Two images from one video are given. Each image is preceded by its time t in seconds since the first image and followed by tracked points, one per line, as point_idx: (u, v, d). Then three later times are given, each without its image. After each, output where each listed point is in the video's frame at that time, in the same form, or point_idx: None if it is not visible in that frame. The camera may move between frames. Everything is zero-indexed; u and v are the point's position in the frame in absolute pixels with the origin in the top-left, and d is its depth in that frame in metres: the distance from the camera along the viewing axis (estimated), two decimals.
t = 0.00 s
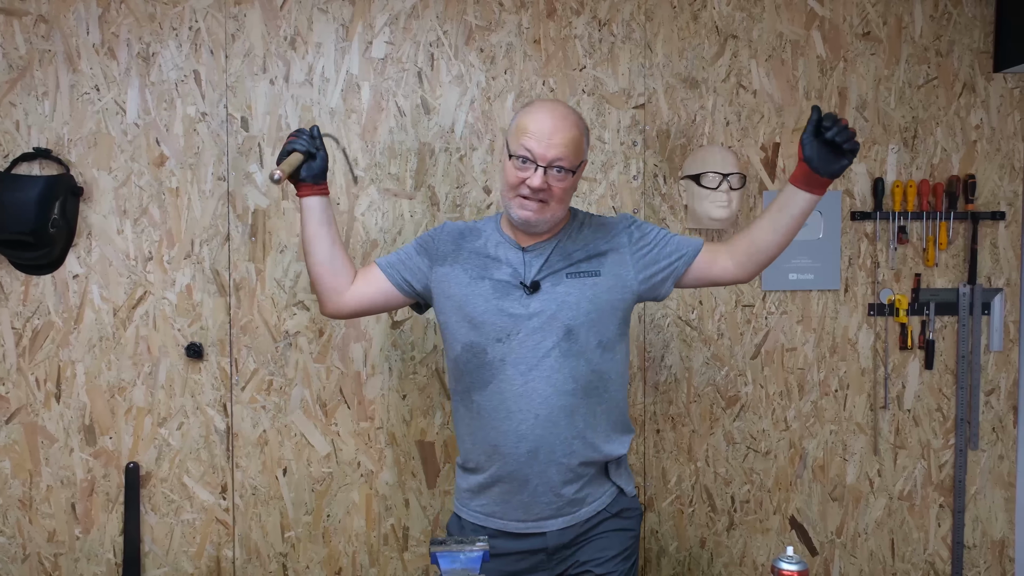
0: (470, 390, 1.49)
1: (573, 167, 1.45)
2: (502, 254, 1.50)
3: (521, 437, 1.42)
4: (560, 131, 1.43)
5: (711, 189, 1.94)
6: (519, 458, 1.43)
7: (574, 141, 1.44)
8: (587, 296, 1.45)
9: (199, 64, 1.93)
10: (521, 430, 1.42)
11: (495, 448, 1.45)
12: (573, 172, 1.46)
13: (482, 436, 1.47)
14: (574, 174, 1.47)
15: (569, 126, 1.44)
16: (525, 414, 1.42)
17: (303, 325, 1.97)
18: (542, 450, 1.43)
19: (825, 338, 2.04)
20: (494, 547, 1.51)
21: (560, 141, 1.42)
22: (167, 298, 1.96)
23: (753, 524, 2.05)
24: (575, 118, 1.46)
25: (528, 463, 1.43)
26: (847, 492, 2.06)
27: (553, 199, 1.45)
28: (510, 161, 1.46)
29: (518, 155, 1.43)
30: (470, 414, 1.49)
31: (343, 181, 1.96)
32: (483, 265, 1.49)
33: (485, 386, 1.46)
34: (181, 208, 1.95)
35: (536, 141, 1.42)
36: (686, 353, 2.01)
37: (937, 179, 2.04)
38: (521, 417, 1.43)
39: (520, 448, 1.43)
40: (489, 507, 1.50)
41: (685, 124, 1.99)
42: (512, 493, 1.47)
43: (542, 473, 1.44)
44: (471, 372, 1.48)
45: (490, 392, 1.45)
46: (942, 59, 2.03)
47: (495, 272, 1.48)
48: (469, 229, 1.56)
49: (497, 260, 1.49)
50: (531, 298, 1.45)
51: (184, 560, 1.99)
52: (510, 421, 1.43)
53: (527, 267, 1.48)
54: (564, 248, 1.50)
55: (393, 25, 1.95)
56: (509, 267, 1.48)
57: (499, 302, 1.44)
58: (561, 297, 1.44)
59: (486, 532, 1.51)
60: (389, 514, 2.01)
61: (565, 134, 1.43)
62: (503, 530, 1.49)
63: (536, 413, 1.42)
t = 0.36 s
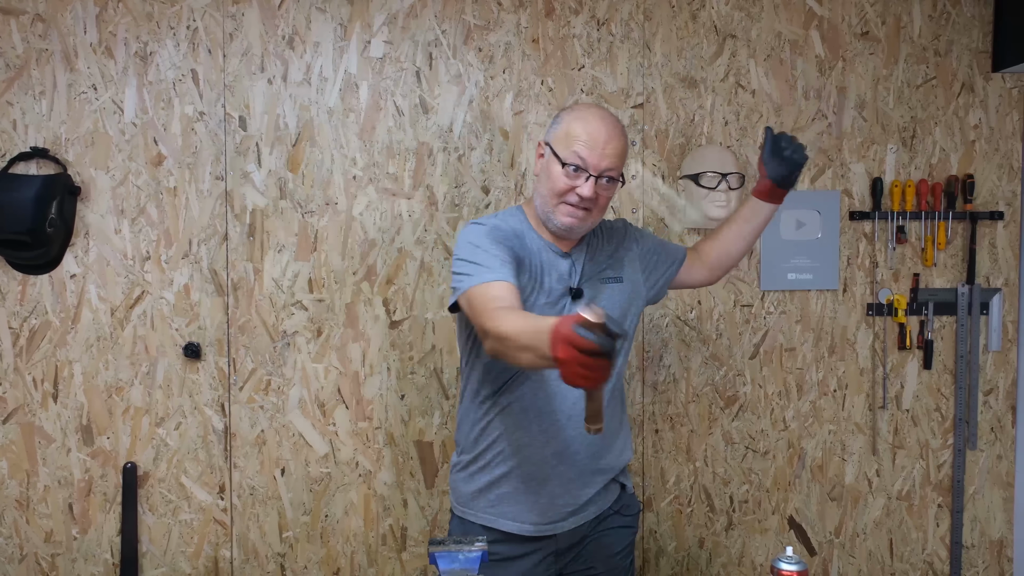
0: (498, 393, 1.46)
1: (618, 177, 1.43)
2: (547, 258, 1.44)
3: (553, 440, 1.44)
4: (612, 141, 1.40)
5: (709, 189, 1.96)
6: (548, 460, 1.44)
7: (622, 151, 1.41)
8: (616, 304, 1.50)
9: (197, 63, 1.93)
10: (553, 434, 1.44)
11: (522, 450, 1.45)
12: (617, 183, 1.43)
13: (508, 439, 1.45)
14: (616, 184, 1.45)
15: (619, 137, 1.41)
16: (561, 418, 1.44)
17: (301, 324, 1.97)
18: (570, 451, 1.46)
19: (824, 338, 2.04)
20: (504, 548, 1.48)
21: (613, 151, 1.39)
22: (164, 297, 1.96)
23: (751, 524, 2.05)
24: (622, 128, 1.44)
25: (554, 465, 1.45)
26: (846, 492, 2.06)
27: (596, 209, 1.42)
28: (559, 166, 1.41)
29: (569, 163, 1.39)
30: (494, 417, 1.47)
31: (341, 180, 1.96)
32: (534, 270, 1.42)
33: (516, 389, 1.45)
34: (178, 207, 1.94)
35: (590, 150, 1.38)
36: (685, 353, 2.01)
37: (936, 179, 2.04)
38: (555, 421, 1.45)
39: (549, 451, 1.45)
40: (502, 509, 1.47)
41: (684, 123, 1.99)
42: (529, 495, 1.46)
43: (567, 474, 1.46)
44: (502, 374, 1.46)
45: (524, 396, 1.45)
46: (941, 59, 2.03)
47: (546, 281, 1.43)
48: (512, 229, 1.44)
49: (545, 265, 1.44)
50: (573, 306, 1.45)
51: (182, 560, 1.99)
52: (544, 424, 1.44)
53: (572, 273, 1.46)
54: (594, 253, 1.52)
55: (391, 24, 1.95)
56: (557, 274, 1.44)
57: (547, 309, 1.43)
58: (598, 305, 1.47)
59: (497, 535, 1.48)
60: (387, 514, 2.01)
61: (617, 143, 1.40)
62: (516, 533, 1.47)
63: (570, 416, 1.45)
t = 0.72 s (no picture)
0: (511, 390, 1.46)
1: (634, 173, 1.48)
2: (563, 256, 1.47)
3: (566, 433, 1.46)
4: (629, 138, 1.44)
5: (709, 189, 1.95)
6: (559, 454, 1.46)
7: (637, 148, 1.47)
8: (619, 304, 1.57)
9: (195, 62, 1.92)
10: (566, 428, 1.46)
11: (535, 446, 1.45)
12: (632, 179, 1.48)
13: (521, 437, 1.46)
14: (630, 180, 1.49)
15: (635, 134, 1.46)
16: (575, 411, 1.46)
17: (300, 324, 1.97)
18: (581, 444, 1.48)
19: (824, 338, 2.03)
20: (511, 548, 1.49)
21: (630, 148, 1.44)
22: (163, 297, 1.95)
23: (751, 524, 2.05)
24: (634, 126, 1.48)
25: (564, 460, 1.47)
26: (845, 492, 2.06)
27: (613, 204, 1.46)
28: (581, 164, 1.43)
29: (592, 160, 1.42)
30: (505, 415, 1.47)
31: (340, 180, 1.95)
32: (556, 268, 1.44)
33: (528, 385, 1.46)
34: (177, 207, 1.94)
35: (610, 147, 1.42)
36: (684, 353, 2.01)
37: (936, 179, 2.04)
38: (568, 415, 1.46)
39: (562, 445, 1.46)
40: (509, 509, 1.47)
41: (684, 123, 1.98)
42: (538, 491, 1.47)
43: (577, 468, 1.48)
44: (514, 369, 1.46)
45: (538, 391, 1.45)
46: (941, 59, 2.03)
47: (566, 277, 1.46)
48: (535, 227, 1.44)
49: (563, 263, 1.46)
50: (587, 303, 1.49)
51: (181, 560, 1.98)
52: (558, 418, 1.45)
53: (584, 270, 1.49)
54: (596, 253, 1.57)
55: (390, 23, 1.94)
56: (573, 271, 1.47)
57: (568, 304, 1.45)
58: (608, 304, 1.52)
59: (506, 535, 1.48)
60: (386, 514, 2.01)
61: (632, 140, 1.45)
62: (526, 532, 1.47)
63: (582, 409, 1.47)
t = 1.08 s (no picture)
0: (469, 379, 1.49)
1: (573, 149, 1.50)
2: (508, 248, 1.50)
3: (526, 419, 1.45)
4: (557, 117, 1.48)
5: (710, 188, 1.91)
6: (522, 440, 1.45)
7: (570, 125, 1.50)
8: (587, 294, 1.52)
9: (195, 61, 1.92)
10: (525, 412, 1.45)
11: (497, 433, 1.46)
12: (573, 155, 1.50)
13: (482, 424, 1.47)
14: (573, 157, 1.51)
15: (563, 112, 1.49)
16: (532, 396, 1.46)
17: (300, 324, 1.96)
18: (546, 431, 1.46)
19: (825, 338, 2.03)
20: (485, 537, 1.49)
21: (560, 125, 1.47)
22: (163, 297, 1.95)
23: (752, 524, 2.04)
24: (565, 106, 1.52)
25: (527, 444, 1.46)
26: (846, 492, 2.06)
27: (557, 182, 1.48)
28: (515, 150, 1.47)
29: (523, 144, 1.46)
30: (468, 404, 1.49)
31: (340, 179, 1.95)
32: (492, 258, 1.48)
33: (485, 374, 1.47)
34: (177, 206, 1.94)
35: (538, 127, 1.46)
36: (685, 352, 2.00)
37: (937, 178, 2.03)
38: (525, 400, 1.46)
39: (522, 430, 1.45)
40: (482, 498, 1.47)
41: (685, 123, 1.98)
42: (506, 479, 1.46)
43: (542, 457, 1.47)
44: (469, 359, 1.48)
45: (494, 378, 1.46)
46: (942, 58, 2.02)
47: (508, 266, 1.48)
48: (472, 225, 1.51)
49: (507, 254, 1.50)
50: (541, 292, 1.48)
51: (180, 560, 1.98)
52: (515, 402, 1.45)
53: (535, 262, 1.51)
54: (562, 249, 1.56)
55: (391, 22, 1.94)
56: (519, 262, 1.49)
57: (512, 292, 1.46)
58: (567, 293, 1.50)
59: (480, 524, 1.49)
60: (386, 514, 2.00)
61: (563, 119, 1.48)
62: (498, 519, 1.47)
63: (541, 394, 1.46)
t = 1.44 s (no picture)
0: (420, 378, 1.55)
1: (514, 151, 1.52)
2: (450, 254, 1.54)
3: (464, 414, 1.47)
4: (493, 121, 1.51)
5: (711, 188, 1.91)
6: (461, 434, 1.47)
7: (510, 128, 1.52)
8: (527, 294, 1.48)
9: (196, 61, 1.92)
10: (464, 407, 1.47)
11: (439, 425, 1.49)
12: (514, 156, 1.52)
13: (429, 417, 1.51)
14: (516, 159, 1.53)
15: (501, 117, 1.52)
16: (468, 393, 1.46)
17: (301, 324, 1.96)
18: (485, 426, 1.46)
19: (825, 338, 2.03)
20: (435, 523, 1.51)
21: (495, 129, 1.50)
22: (164, 297, 1.95)
23: (752, 525, 2.04)
24: (505, 112, 1.55)
25: (467, 437, 1.46)
26: (847, 492, 2.06)
27: (500, 183, 1.50)
28: (456, 159, 1.52)
29: (461, 151, 1.50)
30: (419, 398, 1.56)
31: (341, 179, 1.95)
32: (433, 267, 1.54)
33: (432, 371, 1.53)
34: (178, 206, 1.94)
35: (475, 134, 1.50)
36: (686, 352, 2.00)
37: (937, 178, 2.03)
38: (465, 395, 1.47)
39: (462, 423, 1.47)
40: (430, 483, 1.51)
41: (685, 122, 1.98)
42: (451, 469, 1.48)
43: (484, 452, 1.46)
44: (419, 359, 1.56)
45: (437, 376, 1.51)
46: (942, 58, 2.03)
47: (445, 273, 1.52)
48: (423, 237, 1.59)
49: (447, 261, 1.54)
50: (476, 293, 1.49)
51: (181, 560, 1.98)
52: (453, 398, 1.47)
53: (475, 264, 1.52)
54: (509, 248, 1.53)
55: (391, 22, 1.94)
56: (457, 266, 1.52)
57: (446, 297, 1.50)
58: (504, 293, 1.48)
59: (431, 510, 1.52)
60: (387, 514, 2.00)
61: (499, 123, 1.51)
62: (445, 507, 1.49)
63: (478, 392, 1.46)
